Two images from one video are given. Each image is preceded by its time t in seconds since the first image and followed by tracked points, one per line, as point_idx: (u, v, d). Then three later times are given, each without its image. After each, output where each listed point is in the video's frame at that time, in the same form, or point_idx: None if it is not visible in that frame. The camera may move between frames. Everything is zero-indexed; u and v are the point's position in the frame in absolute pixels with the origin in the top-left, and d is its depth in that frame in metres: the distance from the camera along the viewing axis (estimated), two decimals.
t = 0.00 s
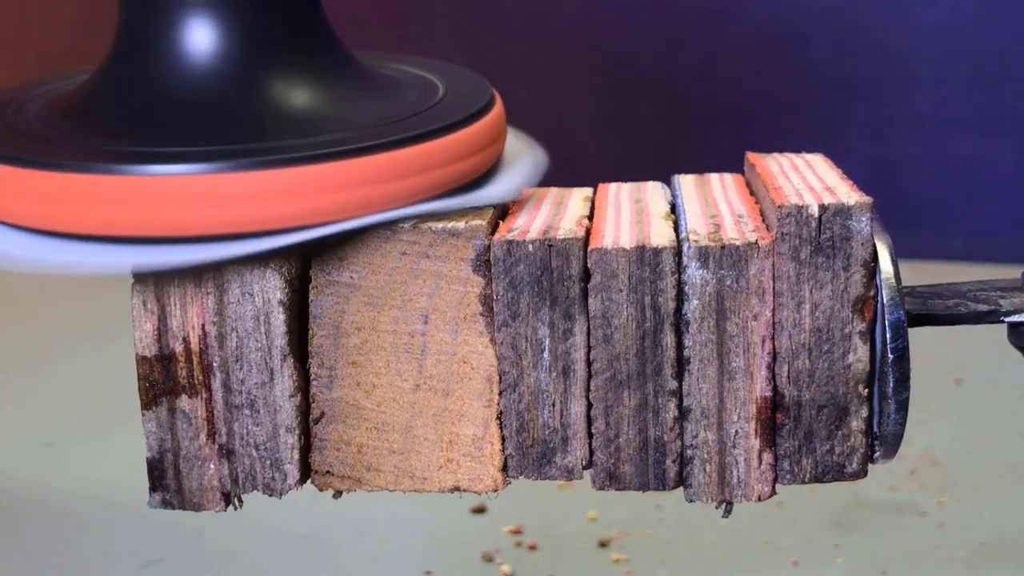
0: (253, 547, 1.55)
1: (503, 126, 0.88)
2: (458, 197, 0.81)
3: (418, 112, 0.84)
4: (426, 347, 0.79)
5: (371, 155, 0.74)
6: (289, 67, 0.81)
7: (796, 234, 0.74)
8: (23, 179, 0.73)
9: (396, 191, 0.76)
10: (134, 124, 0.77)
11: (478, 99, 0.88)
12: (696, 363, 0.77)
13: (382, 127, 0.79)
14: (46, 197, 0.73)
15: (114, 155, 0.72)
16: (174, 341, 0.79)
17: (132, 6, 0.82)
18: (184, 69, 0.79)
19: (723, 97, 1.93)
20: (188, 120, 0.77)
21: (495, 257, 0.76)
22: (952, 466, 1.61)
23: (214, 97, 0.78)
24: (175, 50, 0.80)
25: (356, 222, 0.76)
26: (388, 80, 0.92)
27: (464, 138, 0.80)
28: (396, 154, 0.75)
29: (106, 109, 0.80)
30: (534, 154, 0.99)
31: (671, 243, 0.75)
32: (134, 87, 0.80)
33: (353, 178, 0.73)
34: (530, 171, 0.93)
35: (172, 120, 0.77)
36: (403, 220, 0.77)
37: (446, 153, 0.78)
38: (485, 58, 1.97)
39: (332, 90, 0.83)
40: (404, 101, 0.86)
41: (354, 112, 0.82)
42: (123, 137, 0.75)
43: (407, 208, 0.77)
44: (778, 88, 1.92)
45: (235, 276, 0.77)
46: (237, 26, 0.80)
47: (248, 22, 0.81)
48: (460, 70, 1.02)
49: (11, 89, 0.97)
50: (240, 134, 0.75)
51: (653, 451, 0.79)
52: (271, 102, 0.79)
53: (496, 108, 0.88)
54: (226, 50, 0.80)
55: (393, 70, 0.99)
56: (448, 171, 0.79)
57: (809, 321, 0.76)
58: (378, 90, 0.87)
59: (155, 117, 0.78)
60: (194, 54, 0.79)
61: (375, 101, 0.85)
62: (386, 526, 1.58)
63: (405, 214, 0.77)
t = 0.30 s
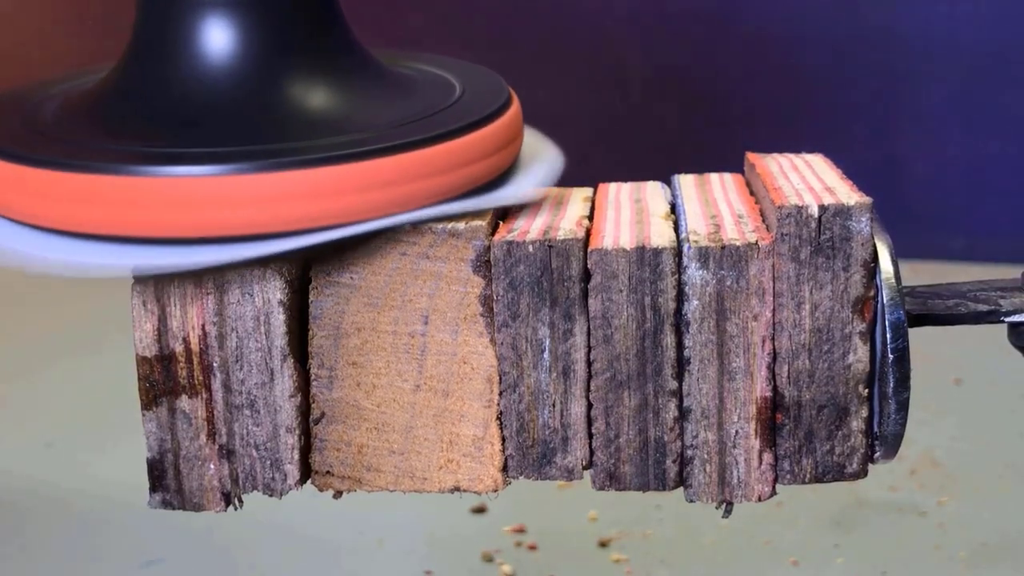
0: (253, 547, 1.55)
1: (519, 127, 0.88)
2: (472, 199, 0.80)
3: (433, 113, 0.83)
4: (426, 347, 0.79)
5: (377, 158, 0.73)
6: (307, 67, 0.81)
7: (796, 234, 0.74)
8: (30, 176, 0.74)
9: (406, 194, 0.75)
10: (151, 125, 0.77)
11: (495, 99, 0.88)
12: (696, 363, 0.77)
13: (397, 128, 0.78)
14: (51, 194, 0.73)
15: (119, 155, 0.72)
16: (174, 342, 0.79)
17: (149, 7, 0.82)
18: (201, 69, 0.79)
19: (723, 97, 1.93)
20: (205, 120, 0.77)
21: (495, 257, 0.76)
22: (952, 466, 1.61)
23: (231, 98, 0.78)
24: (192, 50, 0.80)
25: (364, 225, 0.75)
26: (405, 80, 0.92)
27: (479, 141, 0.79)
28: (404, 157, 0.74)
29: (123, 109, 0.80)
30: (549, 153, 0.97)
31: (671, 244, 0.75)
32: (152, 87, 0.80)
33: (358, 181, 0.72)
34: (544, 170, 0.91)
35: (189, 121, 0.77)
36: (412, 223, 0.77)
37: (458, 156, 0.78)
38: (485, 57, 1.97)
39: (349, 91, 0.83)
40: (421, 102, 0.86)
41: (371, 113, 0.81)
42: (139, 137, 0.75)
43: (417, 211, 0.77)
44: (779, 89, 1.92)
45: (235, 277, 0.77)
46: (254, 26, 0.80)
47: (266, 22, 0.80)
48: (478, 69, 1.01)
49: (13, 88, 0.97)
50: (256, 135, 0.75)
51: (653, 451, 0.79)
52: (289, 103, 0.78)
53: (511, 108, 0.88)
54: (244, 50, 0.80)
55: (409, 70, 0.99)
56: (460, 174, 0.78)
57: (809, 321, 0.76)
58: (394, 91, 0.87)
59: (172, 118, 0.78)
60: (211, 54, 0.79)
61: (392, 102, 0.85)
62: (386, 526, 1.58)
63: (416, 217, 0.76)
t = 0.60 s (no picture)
0: (253, 546, 1.55)
1: (530, 128, 0.88)
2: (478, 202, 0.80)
3: (444, 114, 0.83)
4: (426, 348, 0.79)
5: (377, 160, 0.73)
6: (319, 68, 0.81)
7: (795, 234, 0.74)
8: (33, 175, 0.74)
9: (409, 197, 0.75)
10: (163, 125, 0.77)
11: (507, 100, 0.88)
12: (696, 364, 0.77)
13: (408, 130, 0.78)
14: (53, 194, 0.73)
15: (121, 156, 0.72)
16: (174, 342, 0.79)
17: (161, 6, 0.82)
18: (214, 70, 0.79)
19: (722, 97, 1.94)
20: (217, 121, 0.77)
21: (495, 258, 0.76)
22: (952, 466, 1.61)
23: (244, 98, 0.78)
24: (204, 51, 0.80)
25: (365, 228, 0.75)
26: (417, 79, 0.92)
27: (487, 143, 0.79)
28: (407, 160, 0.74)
29: (134, 109, 0.80)
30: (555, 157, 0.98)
31: (670, 244, 0.75)
32: (163, 87, 0.80)
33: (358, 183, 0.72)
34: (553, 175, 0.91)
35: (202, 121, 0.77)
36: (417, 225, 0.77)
37: (464, 158, 0.78)
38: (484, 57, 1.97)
39: (361, 91, 0.83)
40: (432, 102, 0.86)
41: (383, 114, 0.81)
42: (151, 137, 0.75)
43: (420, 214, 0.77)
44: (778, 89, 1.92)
45: (235, 277, 0.77)
46: (267, 27, 0.80)
47: (279, 23, 0.80)
48: (490, 69, 1.01)
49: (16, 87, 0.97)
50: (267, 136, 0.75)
51: (653, 452, 0.79)
52: (302, 104, 0.79)
53: (522, 110, 0.88)
54: (257, 50, 0.80)
55: (419, 69, 0.99)
56: (466, 176, 0.78)
57: (809, 321, 0.76)
58: (406, 91, 0.87)
59: (184, 118, 0.77)
60: (224, 54, 0.79)
61: (404, 102, 0.85)
62: (387, 525, 1.58)
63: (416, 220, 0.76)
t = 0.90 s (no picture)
0: (253, 546, 1.55)
1: (550, 129, 0.87)
2: (495, 205, 0.79)
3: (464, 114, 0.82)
4: (426, 348, 0.79)
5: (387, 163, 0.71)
6: (339, 68, 0.81)
7: (794, 235, 0.74)
8: (42, 174, 0.74)
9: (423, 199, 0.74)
10: (182, 126, 0.76)
11: (526, 100, 0.87)
12: (696, 364, 0.77)
13: (426, 130, 0.77)
14: (61, 193, 0.74)
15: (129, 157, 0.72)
16: (174, 342, 0.79)
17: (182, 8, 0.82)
18: (232, 70, 0.79)
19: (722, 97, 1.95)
20: (235, 119, 0.76)
21: (495, 258, 0.76)
22: (951, 465, 1.61)
23: (263, 98, 0.78)
24: (224, 51, 0.79)
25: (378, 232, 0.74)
26: (436, 80, 0.91)
27: (506, 143, 0.78)
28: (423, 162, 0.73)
29: (153, 109, 0.79)
30: (580, 156, 0.97)
31: (670, 245, 0.75)
32: (184, 88, 0.80)
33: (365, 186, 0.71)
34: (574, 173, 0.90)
35: (220, 120, 0.76)
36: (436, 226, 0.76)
37: (486, 158, 0.76)
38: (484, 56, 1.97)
39: (380, 91, 0.82)
40: (452, 103, 0.86)
41: (402, 114, 0.81)
42: (167, 138, 0.75)
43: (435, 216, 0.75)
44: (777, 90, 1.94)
45: (235, 278, 0.77)
46: (287, 27, 0.80)
47: (298, 24, 0.80)
48: (509, 70, 1.01)
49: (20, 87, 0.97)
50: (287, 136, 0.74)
51: (653, 452, 0.79)
52: (320, 103, 0.78)
53: (541, 110, 0.87)
54: (276, 50, 0.79)
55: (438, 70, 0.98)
56: (486, 179, 0.77)
57: (808, 321, 0.76)
58: (426, 92, 0.86)
59: (202, 117, 0.77)
60: (243, 55, 0.79)
61: (424, 102, 0.84)
62: (387, 525, 1.58)
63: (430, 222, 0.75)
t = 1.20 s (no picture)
0: (254, 545, 1.56)
1: (564, 131, 0.87)
2: (506, 207, 0.79)
3: (478, 116, 0.82)
4: (425, 349, 0.79)
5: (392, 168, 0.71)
6: (353, 69, 0.81)
7: (794, 235, 0.74)
8: (48, 173, 0.75)
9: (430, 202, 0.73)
10: (196, 128, 0.77)
11: (540, 102, 0.87)
12: (696, 364, 0.77)
13: (439, 132, 0.77)
14: (67, 192, 0.74)
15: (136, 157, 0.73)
16: (174, 343, 0.79)
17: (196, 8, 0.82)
18: (247, 71, 0.79)
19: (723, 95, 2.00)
20: (249, 121, 0.76)
21: (494, 259, 0.76)
22: (952, 465, 1.61)
23: (278, 99, 0.78)
24: (238, 52, 0.79)
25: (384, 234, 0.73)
26: (450, 81, 0.91)
27: (518, 146, 0.78)
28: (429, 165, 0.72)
29: (167, 109, 0.80)
30: (595, 158, 0.96)
31: (670, 245, 0.75)
32: (197, 88, 0.80)
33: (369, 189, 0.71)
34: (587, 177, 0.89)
35: (234, 121, 0.77)
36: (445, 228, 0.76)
37: (497, 162, 0.76)
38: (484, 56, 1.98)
39: (394, 93, 0.82)
40: (466, 104, 0.86)
41: (416, 116, 0.81)
42: (179, 139, 0.75)
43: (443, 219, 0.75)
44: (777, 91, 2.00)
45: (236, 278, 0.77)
46: (302, 30, 0.80)
47: (313, 25, 0.80)
48: (524, 70, 1.01)
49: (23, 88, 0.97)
50: (300, 138, 0.74)
51: (653, 452, 0.79)
52: (335, 105, 0.78)
53: (556, 111, 0.87)
54: (291, 51, 0.79)
55: (452, 70, 0.98)
56: (496, 181, 0.77)
57: (808, 322, 0.76)
58: (440, 93, 0.87)
59: (217, 118, 0.77)
60: (257, 57, 0.79)
61: (438, 104, 0.84)
62: (388, 526, 1.58)
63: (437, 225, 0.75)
